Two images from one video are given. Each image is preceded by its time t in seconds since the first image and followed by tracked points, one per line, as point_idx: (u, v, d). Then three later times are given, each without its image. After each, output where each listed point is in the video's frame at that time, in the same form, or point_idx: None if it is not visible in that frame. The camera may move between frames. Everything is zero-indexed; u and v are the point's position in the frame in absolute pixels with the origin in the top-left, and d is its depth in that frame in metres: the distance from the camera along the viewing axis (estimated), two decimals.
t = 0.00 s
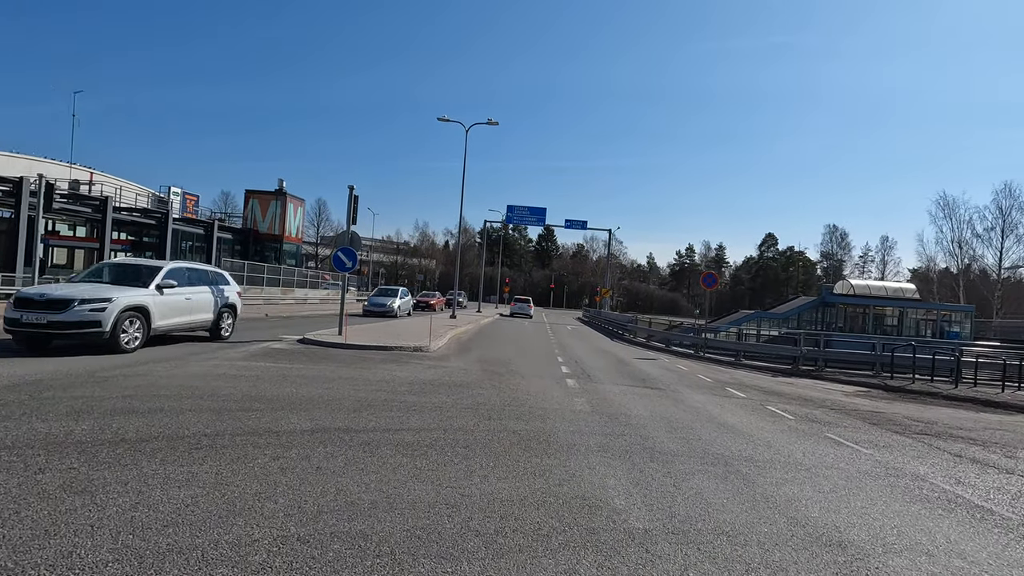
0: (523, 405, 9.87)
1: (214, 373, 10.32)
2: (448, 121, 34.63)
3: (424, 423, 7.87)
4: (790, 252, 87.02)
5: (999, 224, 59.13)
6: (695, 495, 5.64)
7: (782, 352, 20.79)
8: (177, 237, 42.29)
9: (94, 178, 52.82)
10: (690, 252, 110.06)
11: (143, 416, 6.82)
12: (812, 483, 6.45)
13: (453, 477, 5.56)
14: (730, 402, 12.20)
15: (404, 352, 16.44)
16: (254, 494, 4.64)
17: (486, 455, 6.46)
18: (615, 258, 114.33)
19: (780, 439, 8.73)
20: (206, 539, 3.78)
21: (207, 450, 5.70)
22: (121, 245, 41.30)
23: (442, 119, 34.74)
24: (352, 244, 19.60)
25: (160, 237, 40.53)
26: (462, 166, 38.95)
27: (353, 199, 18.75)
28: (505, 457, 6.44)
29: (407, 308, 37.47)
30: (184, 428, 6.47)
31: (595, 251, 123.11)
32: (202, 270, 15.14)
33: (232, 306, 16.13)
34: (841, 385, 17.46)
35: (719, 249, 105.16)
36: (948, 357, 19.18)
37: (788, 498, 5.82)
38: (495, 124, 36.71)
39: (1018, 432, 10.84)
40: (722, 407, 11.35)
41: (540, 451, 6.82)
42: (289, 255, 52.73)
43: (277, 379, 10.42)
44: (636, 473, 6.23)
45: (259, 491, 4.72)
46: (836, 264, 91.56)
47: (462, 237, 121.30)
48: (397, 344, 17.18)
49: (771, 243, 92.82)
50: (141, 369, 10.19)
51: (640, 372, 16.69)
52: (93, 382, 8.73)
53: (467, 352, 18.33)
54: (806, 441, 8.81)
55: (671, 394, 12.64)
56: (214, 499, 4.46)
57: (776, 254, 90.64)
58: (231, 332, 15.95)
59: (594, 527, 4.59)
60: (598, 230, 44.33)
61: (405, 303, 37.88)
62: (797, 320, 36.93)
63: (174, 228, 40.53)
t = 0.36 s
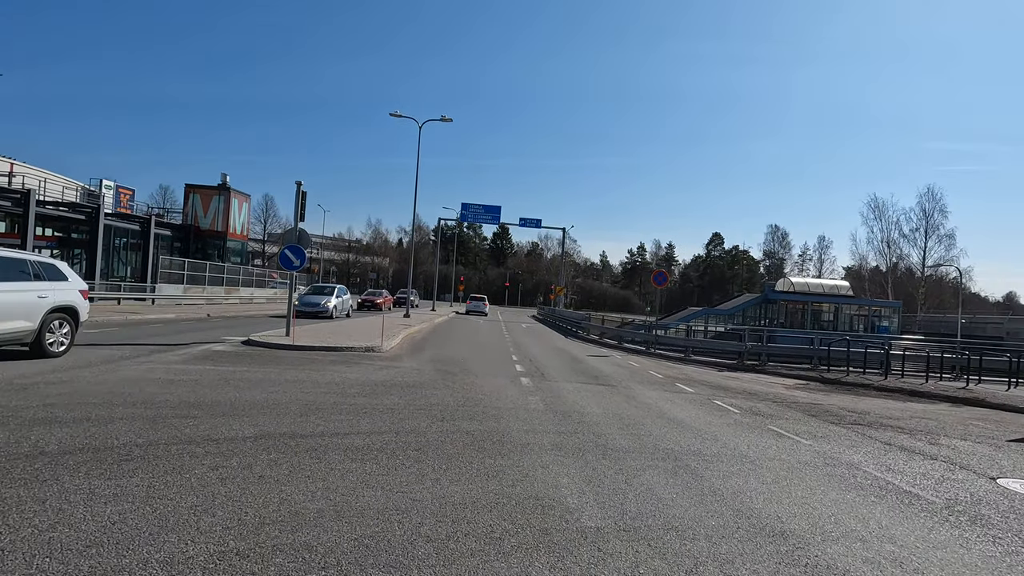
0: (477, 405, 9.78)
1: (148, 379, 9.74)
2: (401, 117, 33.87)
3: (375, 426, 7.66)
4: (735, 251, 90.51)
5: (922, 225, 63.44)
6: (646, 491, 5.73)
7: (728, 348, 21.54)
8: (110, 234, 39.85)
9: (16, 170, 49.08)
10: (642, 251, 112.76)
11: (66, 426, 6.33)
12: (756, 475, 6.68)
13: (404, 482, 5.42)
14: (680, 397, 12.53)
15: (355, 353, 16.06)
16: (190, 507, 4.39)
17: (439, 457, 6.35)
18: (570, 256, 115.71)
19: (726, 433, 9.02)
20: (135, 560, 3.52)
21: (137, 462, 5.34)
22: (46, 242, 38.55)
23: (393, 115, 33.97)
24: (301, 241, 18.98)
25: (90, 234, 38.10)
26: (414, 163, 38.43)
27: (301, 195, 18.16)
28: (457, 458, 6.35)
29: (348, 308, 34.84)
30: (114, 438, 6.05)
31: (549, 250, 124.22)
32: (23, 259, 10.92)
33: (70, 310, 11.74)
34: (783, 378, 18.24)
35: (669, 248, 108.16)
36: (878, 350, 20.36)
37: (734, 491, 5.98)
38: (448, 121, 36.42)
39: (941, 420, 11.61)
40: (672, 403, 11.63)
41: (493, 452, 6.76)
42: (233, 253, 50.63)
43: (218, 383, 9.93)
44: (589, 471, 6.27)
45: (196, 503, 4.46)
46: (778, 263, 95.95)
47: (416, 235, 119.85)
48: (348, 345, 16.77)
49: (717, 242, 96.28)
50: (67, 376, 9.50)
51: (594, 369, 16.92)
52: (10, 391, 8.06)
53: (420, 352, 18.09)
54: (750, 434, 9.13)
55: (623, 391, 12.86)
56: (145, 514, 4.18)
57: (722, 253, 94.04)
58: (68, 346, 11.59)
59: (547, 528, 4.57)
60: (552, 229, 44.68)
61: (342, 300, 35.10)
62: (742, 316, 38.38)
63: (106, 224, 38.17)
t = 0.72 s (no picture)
0: (432, 403, 9.67)
1: (80, 384, 9.15)
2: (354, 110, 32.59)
3: (327, 428, 7.46)
4: (687, 247, 93.11)
5: (859, 222, 67.05)
6: (600, 484, 5.80)
7: (680, 341, 22.12)
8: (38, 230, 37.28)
9: None
10: (597, 247, 114.45)
11: None
12: (705, 465, 6.87)
13: (356, 485, 5.28)
14: (634, 391, 12.77)
15: (306, 353, 15.60)
16: (123, 520, 4.13)
17: (393, 458, 6.24)
18: (527, 252, 116.21)
19: (678, 424, 9.24)
20: None
21: (66, 474, 5.00)
22: None
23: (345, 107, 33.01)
24: (248, 237, 18.27)
25: (15, 230, 35.54)
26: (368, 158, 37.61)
27: (248, 189, 17.48)
28: (412, 459, 6.24)
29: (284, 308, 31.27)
30: (39, 450, 5.64)
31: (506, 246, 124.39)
32: None
33: None
34: (731, 370, 18.90)
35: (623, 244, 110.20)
36: (820, 342, 21.39)
37: (684, 481, 6.13)
38: (402, 115, 35.78)
39: (875, 406, 12.30)
40: (626, 396, 11.84)
41: (448, 451, 6.70)
42: (176, 249, 48.30)
43: (158, 387, 9.43)
44: (545, 467, 6.29)
45: (131, 515, 4.22)
46: (727, 258, 99.37)
47: (371, 231, 117.57)
48: (299, 344, 16.28)
49: (670, 238, 98.79)
50: None
51: (550, 365, 17.05)
52: None
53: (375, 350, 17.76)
54: (700, 424, 9.41)
55: (579, 385, 12.99)
56: (72, 529, 3.91)
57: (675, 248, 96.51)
58: None
59: (502, 525, 4.56)
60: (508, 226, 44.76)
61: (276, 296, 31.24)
62: (694, 310, 39.49)
63: (33, 219, 35.70)
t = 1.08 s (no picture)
0: (391, 401, 9.54)
1: (10, 389, 8.59)
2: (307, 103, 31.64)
3: (282, 429, 7.25)
4: (645, 243, 95.01)
5: (805, 219, 69.97)
6: (560, 477, 5.85)
7: (638, 335, 22.57)
8: None
9: None
10: (557, 243, 115.44)
11: None
12: (662, 455, 7.04)
13: (312, 487, 5.15)
14: (593, 384, 12.97)
15: (259, 353, 15.15)
16: (58, 532, 3.90)
17: (351, 458, 6.12)
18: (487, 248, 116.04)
19: (635, 416, 9.43)
20: None
21: None
22: None
23: (298, 99, 32.04)
24: (195, 234, 17.54)
25: None
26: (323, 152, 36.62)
27: (195, 183, 16.77)
28: (370, 458, 6.14)
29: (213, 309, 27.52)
30: None
31: (467, 242, 123.79)
32: None
33: None
34: (687, 362, 19.41)
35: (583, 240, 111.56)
36: (769, 334, 22.23)
37: (642, 472, 6.26)
38: (359, 109, 34.97)
39: (821, 395, 12.87)
40: (585, 390, 12.00)
41: (408, 449, 6.62)
42: (118, 246, 45.94)
43: (98, 391, 8.95)
44: (505, 462, 6.29)
45: (67, 527, 3.98)
46: (682, 254, 101.91)
47: (327, 227, 114.83)
48: (251, 344, 15.78)
49: (628, 235, 100.72)
50: None
51: (511, 360, 17.12)
52: None
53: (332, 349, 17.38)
54: (657, 416, 9.63)
55: (539, 380, 13.09)
56: None
57: (633, 245, 98.36)
58: None
59: (462, 522, 4.54)
60: (468, 222, 44.55)
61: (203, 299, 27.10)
62: (651, 305, 40.31)
63: None
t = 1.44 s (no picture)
0: (351, 401, 9.37)
1: None
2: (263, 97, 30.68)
3: (235, 432, 7.01)
4: (606, 241, 96.34)
5: (758, 218, 72.40)
6: (522, 474, 5.89)
7: (598, 332, 22.88)
8: None
9: None
10: (520, 241, 115.80)
11: None
12: (622, 449, 7.17)
13: (268, 490, 5.02)
14: (555, 381, 13.09)
15: (212, 354, 14.62)
16: None
17: (308, 460, 5.98)
18: (450, 246, 115.33)
19: (596, 412, 9.57)
20: None
21: None
22: None
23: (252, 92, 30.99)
24: (142, 230, 16.79)
25: None
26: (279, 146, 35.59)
27: (142, 178, 16.05)
28: (329, 460, 6.02)
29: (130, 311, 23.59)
30: None
31: (429, 240, 122.70)
32: None
33: None
34: (646, 358, 19.81)
35: (545, 239, 112.25)
36: (724, 329, 22.91)
37: (602, 465, 6.36)
38: (316, 103, 34.14)
39: (772, 387, 13.37)
40: (547, 387, 12.11)
41: (369, 449, 6.53)
42: (57, 244, 43.46)
43: (34, 396, 8.44)
44: (468, 460, 6.28)
45: None
46: (642, 252, 103.81)
47: (284, 225, 111.74)
48: (203, 345, 15.22)
49: (589, 233, 101.97)
50: None
51: (473, 358, 17.08)
52: None
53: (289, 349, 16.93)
54: (617, 411, 9.79)
55: (501, 378, 13.11)
56: None
57: (594, 243, 99.59)
58: None
59: (424, 521, 4.51)
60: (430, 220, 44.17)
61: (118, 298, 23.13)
62: (612, 302, 40.92)
63: None
